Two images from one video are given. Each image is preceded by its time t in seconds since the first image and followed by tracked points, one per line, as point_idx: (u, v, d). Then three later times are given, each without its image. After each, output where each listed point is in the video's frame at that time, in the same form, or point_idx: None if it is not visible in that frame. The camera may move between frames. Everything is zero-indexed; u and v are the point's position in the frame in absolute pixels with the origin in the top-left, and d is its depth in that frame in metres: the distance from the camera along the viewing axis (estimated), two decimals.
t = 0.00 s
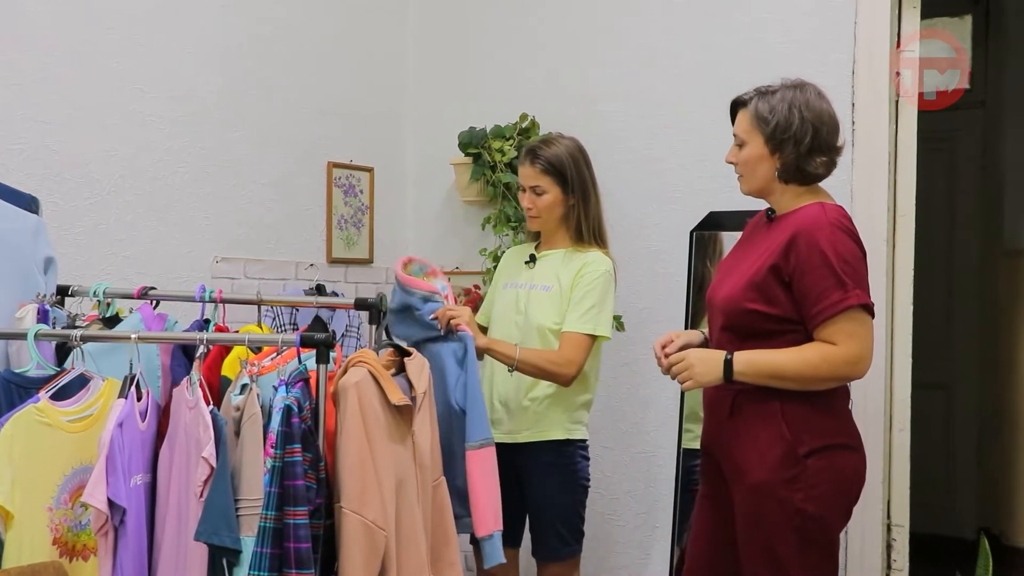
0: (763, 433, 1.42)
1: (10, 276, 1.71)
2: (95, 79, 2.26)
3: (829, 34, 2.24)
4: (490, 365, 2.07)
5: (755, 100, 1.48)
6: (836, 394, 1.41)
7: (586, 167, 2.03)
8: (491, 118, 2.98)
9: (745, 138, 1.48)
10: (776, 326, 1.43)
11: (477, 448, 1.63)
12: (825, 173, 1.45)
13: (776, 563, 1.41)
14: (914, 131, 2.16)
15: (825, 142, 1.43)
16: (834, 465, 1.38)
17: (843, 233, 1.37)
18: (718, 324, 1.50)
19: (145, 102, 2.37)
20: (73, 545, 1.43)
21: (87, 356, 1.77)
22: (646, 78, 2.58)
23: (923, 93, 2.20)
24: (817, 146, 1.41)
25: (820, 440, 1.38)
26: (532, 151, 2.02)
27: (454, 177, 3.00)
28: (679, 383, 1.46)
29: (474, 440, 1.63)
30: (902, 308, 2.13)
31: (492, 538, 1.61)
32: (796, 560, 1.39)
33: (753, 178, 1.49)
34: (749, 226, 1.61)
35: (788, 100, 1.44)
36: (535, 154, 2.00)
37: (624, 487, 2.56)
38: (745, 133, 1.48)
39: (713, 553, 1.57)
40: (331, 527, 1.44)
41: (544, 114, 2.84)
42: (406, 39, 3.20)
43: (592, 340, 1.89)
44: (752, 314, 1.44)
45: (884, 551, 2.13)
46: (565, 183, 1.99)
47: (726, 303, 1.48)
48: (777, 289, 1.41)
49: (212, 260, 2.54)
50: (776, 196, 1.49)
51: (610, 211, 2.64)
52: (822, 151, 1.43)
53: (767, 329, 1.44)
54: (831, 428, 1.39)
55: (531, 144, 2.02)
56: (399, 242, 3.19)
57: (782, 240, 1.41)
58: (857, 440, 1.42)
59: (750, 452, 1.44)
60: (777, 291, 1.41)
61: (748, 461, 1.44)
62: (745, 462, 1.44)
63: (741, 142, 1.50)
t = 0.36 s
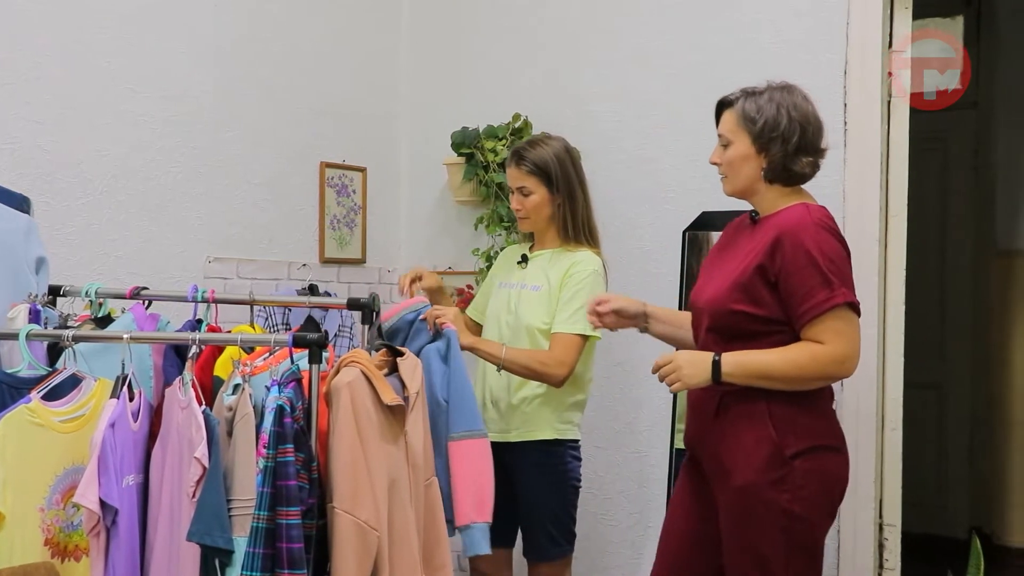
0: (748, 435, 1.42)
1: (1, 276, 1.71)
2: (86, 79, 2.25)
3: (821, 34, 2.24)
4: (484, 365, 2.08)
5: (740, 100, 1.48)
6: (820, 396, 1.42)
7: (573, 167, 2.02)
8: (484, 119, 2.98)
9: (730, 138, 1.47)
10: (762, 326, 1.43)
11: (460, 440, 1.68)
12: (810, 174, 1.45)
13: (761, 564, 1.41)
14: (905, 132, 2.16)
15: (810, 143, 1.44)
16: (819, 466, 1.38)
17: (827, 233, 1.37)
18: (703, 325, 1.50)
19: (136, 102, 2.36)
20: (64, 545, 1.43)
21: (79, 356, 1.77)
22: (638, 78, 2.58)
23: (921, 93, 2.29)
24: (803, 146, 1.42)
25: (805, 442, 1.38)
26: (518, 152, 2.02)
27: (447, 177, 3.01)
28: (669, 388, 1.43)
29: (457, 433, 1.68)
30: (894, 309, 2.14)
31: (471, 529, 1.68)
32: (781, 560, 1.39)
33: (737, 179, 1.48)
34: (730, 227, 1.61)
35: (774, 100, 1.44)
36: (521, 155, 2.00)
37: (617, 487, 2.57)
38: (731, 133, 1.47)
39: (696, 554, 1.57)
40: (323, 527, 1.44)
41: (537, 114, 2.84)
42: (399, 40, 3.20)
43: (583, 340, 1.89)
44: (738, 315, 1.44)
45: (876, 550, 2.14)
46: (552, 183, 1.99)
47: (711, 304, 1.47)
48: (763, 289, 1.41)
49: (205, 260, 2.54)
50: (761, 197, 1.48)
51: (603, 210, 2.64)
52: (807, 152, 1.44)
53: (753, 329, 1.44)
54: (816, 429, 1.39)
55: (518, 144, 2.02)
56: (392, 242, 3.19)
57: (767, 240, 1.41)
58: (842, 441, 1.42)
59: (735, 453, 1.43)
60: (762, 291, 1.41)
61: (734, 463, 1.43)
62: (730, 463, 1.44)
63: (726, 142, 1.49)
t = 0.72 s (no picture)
0: (719, 434, 1.38)
1: None
2: (80, 79, 2.25)
3: (816, 34, 2.25)
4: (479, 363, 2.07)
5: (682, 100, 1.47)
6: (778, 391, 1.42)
7: (564, 168, 2.02)
8: (480, 118, 2.98)
9: (669, 135, 1.45)
10: (727, 323, 1.39)
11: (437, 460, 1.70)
12: (748, 174, 1.44)
13: (735, 566, 1.38)
14: (899, 132, 2.17)
15: (748, 142, 1.43)
16: (784, 461, 1.38)
17: (788, 227, 1.38)
18: (663, 326, 1.43)
19: (130, 101, 2.36)
20: (59, 546, 1.43)
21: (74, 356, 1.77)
22: (633, 78, 2.58)
23: (921, 93, 2.28)
24: (743, 144, 1.40)
25: (772, 438, 1.37)
26: (508, 154, 2.02)
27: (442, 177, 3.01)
28: (642, 385, 1.36)
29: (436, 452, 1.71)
30: (889, 309, 2.15)
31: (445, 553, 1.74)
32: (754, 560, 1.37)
33: (676, 175, 1.45)
34: (655, 223, 1.57)
35: (715, 99, 1.43)
36: (513, 157, 2.01)
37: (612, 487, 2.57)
38: (672, 130, 1.45)
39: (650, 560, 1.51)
40: (317, 527, 1.43)
41: (532, 114, 2.84)
42: (394, 40, 3.20)
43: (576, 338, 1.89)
44: (705, 313, 1.38)
45: (871, 550, 2.14)
46: (543, 183, 1.99)
47: (674, 304, 1.40)
48: (730, 284, 1.36)
49: (199, 260, 2.53)
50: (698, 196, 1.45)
51: (597, 210, 2.64)
52: (746, 151, 1.42)
53: (717, 326, 1.39)
54: (780, 425, 1.39)
55: (509, 146, 2.02)
56: (387, 242, 3.19)
57: (730, 235, 1.37)
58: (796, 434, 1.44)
59: (702, 455, 1.39)
60: (729, 287, 1.37)
61: (705, 464, 1.38)
62: (699, 464, 1.39)
63: (665, 139, 1.46)
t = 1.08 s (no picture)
0: (679, 421, 1.39)
1: None
2: (78, 78, 2.25)
3: (814, 34, 2.25)
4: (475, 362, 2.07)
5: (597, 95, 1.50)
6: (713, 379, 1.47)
7: (551, 169, 1.98)
8: (478, 118, 2.98)
9: (588, 128, 1.47)
10: (671, 310, 1.40)
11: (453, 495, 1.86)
12: (663, 164, 1.48)
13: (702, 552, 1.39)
14: (897, 132, 2.17)
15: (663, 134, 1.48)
16: (727, 444, 1.45)
17: (721, 214, 1.42)
18: (610, 317, 1.41)
19: (128, 101, 2.36)
20: (57, 546, 1.42)
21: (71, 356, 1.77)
22: (631, 78, 2.59)
23: (921, 93, 2.29)
24: (660, 134, 1.45)
25: (720, 423, 1.44)
26: (494, 155, 2.00)
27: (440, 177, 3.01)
28: (597, 373, 1.34)
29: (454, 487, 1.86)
30: (888, 309, 2.15)
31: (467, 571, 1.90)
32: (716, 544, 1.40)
33: (596, 168, 1.46)
34: (575, 220, 1.57)
35: (630, 94, 1.47)
36: (497, 161, 1.98)
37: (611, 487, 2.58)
38: (590, 124, 1.47)
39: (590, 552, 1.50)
40: (316, 527, 1.43)
41: (531, 114, 2.84)
42: (393, 40, 3.20)
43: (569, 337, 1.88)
44: (653, 302, 1.38)
45: (869, 550, 2.15)
46: (526, 185, 1.96)
47: (621, 294, 1.39)
48: (676, 272, 1.38)
49: (197, 259, 2.53)
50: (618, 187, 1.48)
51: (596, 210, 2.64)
52: (660, 141, 1.47)
53: (662, 314, 1.39)
54: (722, 411, 1.45)
55: (493, 149, 2.00)
56: (386, 242, 3.19)
57: (672, 222, 1.39)
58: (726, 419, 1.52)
59: (668, 446, 1.38)
60: (674, 274, 1.38)
61: (670, 452, 1.38)
62: (660, 453, 1.39)
63: (585, 135, 1.48)
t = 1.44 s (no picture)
0: (663, 414, 1.46)
1: None
2: (78, 78, 2.25)
3: (813, 34, 2.25)
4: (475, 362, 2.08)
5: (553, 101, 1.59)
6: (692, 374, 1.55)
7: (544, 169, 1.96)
8: (477, 118, 2.98)
9: (548, 132, 1.56)
10: (651, 304, 1.47)
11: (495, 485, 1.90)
12: (622, 159, 1.56)
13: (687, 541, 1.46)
14: (897, 131, 2.17)
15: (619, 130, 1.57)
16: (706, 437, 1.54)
17: (692, 210, 1.50)
18: (593, 313, 1.48)
19: (128, 101, 2.36)
20: (56, 546, 1.43)
21: (71, 356, 1.77)
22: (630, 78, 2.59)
23: (921, 93, 2.29)
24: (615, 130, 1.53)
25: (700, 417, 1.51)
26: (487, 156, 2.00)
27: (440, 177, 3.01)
28: (588, 369, 1.40)
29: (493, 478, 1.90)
30: (888, 308, 2.14)
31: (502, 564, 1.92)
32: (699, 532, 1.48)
33: (558, 169, 1.55)
34: (545, 220, 1.63)
35: (584, 97, 1.56)
36: (489, 162, 1.98)
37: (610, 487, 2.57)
38: (547, 128, 1.56)
39: (577, 543, 1.57)
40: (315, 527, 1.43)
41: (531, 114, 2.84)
42: (393, 40, 3.20)
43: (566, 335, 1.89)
44: (634, 297, 1.45)
45: (868, 550, 2.15)
46: (519, 186, 1.95)
47: (604, 290, 1.45)
48: (654, 267, 1.45)
49: (197, 259, 2.53)
50: (582, 185, 1.55)
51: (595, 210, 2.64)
52: (617, 137, 1.55)
53: (642, 308, 1.47)
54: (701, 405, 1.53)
55: (487, 151, 1.99)
56: (385, 242, 3.19)
57: (648, 220, 1.46)
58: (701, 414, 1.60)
59: (655, 438, 1.45)
60: (652, 269, 1.45)
61: (655, 445, 1.45)
62: (647, 446, 1.45)
63: (543, 138, 1.57)
